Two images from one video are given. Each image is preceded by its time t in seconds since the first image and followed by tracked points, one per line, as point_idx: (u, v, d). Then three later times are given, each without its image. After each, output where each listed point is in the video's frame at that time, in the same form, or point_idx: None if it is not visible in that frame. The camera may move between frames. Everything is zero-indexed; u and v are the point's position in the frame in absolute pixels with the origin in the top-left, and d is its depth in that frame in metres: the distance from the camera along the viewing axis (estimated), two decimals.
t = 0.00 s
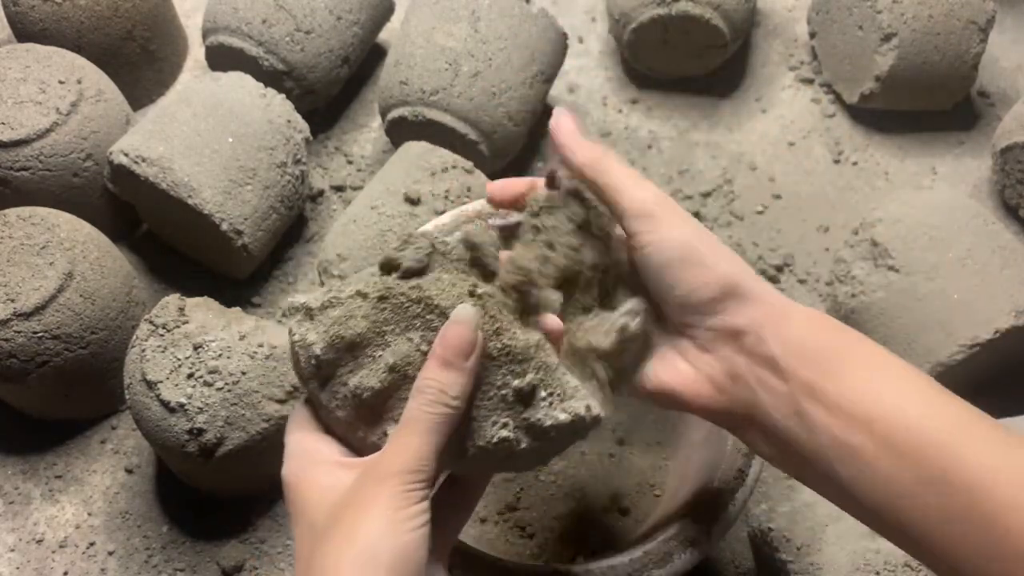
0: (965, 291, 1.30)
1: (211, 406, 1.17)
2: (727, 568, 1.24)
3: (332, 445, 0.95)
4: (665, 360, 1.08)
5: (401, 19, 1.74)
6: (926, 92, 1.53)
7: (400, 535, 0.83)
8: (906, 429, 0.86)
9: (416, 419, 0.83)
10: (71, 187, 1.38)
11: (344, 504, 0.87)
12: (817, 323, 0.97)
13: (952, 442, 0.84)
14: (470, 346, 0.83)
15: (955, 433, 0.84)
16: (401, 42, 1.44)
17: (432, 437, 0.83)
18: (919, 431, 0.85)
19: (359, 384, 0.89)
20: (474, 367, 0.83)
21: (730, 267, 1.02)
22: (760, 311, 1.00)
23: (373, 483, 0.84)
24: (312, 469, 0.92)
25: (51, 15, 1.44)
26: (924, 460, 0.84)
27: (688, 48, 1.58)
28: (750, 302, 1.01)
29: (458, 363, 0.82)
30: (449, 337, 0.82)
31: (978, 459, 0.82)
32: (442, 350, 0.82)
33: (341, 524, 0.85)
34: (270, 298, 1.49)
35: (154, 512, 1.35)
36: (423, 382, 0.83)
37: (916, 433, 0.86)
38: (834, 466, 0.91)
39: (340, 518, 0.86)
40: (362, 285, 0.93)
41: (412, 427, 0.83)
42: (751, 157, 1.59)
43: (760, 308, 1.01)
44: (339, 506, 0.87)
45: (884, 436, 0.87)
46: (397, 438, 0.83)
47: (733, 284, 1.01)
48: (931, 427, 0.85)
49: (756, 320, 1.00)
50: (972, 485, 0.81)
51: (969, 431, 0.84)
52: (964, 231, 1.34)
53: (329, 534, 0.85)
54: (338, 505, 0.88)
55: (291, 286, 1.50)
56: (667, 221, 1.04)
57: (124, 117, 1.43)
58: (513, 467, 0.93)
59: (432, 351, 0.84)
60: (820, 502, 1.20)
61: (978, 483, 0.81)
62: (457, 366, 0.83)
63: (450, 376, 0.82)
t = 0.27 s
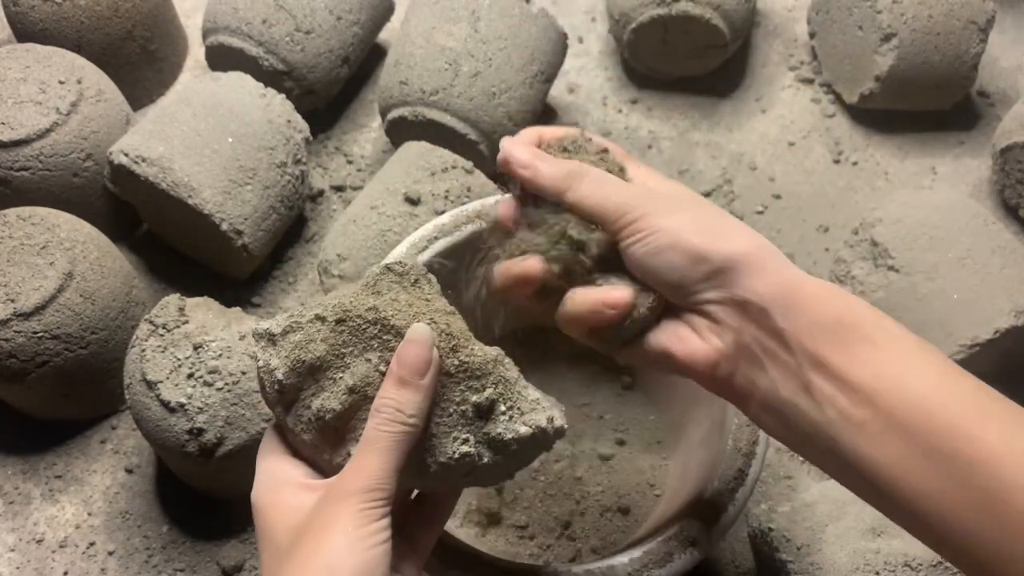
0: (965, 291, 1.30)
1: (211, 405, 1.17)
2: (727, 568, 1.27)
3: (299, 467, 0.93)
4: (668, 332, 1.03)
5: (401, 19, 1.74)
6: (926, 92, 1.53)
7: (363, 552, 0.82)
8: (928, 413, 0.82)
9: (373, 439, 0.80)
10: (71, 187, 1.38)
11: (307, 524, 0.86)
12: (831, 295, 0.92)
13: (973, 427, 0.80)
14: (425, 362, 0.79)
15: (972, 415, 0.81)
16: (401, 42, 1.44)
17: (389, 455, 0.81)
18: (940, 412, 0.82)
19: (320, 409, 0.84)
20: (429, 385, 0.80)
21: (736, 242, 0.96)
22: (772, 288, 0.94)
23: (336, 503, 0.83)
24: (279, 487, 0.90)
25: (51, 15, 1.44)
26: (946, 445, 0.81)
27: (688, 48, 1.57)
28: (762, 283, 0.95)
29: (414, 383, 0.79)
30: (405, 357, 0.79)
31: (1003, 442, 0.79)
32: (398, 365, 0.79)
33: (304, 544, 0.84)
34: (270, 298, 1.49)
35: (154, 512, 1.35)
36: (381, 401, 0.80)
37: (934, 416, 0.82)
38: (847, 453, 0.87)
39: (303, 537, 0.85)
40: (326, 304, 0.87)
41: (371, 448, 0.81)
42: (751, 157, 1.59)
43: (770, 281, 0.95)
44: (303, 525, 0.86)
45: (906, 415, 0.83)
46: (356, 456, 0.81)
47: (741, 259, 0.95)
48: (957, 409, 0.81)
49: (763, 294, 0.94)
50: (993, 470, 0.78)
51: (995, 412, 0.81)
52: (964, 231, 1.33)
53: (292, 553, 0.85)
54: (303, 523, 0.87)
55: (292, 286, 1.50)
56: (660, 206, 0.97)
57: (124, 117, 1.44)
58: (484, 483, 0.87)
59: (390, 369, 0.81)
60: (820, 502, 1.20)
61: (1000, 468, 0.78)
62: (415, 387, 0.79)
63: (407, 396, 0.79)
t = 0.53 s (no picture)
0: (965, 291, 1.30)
1: (211, 405, 1.17)
2: (728, 568, 1.28)
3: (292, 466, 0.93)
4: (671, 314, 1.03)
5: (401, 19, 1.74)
6: (926, 92, 1.53)
7: (349, 552, 0.82)
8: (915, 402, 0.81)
9: (371, 441, 0.80)
10: (71, 187, 1.38)
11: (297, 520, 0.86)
12: (808, 276, 0.89)
13: (962, 412, 0.78)
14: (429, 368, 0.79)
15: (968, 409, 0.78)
16: (401, 42, 1.44)
17: (385, 457, 0.81)
18: (930, 403, 0.80)
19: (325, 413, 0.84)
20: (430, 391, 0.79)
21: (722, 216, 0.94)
22: (758, 272, 0.91)
23: (329, 501, 0.83)
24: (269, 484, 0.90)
25: (50, 15, 1.44)
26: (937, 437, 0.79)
27: (688, 48, 1.57)
28: (746, 270, 0.92)
29: (415, 387, 0.78)
30: (408, 362, 0.78)
31: (994, 422, 0.77)
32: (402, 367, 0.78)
33: (293, 540, 0.84)
34: (270, 298, 1.49)
35: (154, 512, 1.35)
36: (380, 404, 0.80)
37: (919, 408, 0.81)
38: (844, 440, 0.88)
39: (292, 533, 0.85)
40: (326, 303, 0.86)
41: (366, 448, 0.80)
42: (751, 157, 1.59)
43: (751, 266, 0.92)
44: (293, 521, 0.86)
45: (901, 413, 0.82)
46: (352, 456, 0.81)
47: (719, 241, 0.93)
48: (941, 395, 0.80)
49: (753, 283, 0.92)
50: (991, 467, 0.76)
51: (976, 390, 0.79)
52: (964, 231, 1.33)
53: (280, 549, 0.85)
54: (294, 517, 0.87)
55: (292, 286, 1.50)
56: (653, 171, 0.96)
57: (124, 117, 1.44)
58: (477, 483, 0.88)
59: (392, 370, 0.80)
60: (820, 502, 1.20)
61: (992, 463, 0.76)
62: (415, 390, 0.79)
63: (407, 399, 0.79)
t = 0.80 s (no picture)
0: (965, 291, 1.30)
1: (211, 405, 1.17)
2: (728, 568, 1.28)
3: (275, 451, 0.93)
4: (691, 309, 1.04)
5: (401, 19, 1.74)
6: (926, 92, 1.53)
7: (331, 543, 0.85)
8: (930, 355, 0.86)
9: (335, 427, 0.80)
10: (71, 186, 1.38)
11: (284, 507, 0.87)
12: (801, 236, 0.92)
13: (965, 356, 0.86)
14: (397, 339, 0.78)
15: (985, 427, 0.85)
16: (401, 42, 1.45)
17: (353, 446, 0.81)
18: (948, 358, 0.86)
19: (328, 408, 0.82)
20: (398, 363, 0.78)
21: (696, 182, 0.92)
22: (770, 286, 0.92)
23: (309, 488, 0.84)
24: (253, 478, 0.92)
25: (50, 15, 1.44)
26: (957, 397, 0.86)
27: (688, 48, 1.57)
28: (742, 223, 0.92)
29: (381, 366, 0.77)
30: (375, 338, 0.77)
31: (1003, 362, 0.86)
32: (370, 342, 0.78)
33: (281, 527, 0.86)
34: (270, 298, 1.49)
35: (154, 512, 1.35)
36: (343, 391, 0.80)
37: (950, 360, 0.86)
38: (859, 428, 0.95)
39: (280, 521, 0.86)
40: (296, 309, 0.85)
41: (338, 434, 0.80)
42: (751, 156, 1.59)
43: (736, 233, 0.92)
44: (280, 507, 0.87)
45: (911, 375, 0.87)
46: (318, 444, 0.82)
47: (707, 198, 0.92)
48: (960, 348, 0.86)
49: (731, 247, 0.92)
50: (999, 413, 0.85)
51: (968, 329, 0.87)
52: (964, 231, 1.33)
53: (270, 535, 0.87)
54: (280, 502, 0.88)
55: (292, 286, 1.50)
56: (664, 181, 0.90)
57: (124, 117, 1.44)
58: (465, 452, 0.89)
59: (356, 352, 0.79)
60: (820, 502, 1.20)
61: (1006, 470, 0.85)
62: (382, 366, 0.78)
63: (373, 379, 0.78)
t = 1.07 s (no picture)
0: (966, 292, 1.29)
1: (211, 405, 1.17)
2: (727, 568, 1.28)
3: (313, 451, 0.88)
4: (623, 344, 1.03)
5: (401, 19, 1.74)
6: (926, 92, 1.53)
7: (380, 551, 0.78)
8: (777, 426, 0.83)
9: (395, 422, 0.78)
10: (71, 186, 1.38)
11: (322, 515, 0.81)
12: (681, 308, 0.90)
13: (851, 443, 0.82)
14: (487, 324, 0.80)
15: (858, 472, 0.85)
16: (401, 42, 1.45)
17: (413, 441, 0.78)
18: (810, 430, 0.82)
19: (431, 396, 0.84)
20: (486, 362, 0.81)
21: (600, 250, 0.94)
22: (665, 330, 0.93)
23: (354, 489, 0.79)
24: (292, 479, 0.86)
25: (50, 15, 1.44)
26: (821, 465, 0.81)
27: (688, 48, 1.57)
28: (626, 357, 0.86)
29: (447, 365, 0.78)
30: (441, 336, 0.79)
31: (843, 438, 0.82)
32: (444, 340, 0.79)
33: (320, 533, 0.79)
34: (270, 298, 1.49)
35: (154, 512, 1.35)
36: (408, 383, 0.77)
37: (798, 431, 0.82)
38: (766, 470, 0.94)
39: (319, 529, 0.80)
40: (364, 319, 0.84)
41: (393, 431, 0.78)
42: (752, 156, 1.59)
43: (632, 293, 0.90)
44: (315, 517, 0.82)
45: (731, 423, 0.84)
46: (375, 438, 0.79)
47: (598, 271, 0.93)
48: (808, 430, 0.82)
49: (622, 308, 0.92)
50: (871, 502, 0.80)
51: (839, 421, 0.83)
52: (964, 231, 1.33)
53: (313, 540, 0.80)
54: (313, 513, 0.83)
55: (292, 286, 1.50)
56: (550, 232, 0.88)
57: (124, 117, 1.44)
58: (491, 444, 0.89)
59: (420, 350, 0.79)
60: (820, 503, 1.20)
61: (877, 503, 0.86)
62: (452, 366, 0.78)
63: (439, 378, 0.77)
